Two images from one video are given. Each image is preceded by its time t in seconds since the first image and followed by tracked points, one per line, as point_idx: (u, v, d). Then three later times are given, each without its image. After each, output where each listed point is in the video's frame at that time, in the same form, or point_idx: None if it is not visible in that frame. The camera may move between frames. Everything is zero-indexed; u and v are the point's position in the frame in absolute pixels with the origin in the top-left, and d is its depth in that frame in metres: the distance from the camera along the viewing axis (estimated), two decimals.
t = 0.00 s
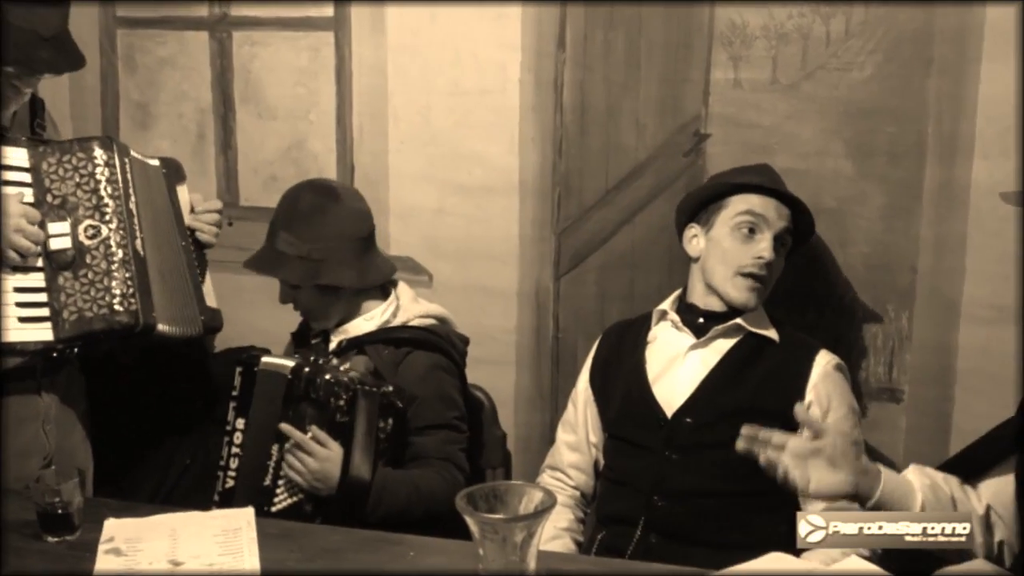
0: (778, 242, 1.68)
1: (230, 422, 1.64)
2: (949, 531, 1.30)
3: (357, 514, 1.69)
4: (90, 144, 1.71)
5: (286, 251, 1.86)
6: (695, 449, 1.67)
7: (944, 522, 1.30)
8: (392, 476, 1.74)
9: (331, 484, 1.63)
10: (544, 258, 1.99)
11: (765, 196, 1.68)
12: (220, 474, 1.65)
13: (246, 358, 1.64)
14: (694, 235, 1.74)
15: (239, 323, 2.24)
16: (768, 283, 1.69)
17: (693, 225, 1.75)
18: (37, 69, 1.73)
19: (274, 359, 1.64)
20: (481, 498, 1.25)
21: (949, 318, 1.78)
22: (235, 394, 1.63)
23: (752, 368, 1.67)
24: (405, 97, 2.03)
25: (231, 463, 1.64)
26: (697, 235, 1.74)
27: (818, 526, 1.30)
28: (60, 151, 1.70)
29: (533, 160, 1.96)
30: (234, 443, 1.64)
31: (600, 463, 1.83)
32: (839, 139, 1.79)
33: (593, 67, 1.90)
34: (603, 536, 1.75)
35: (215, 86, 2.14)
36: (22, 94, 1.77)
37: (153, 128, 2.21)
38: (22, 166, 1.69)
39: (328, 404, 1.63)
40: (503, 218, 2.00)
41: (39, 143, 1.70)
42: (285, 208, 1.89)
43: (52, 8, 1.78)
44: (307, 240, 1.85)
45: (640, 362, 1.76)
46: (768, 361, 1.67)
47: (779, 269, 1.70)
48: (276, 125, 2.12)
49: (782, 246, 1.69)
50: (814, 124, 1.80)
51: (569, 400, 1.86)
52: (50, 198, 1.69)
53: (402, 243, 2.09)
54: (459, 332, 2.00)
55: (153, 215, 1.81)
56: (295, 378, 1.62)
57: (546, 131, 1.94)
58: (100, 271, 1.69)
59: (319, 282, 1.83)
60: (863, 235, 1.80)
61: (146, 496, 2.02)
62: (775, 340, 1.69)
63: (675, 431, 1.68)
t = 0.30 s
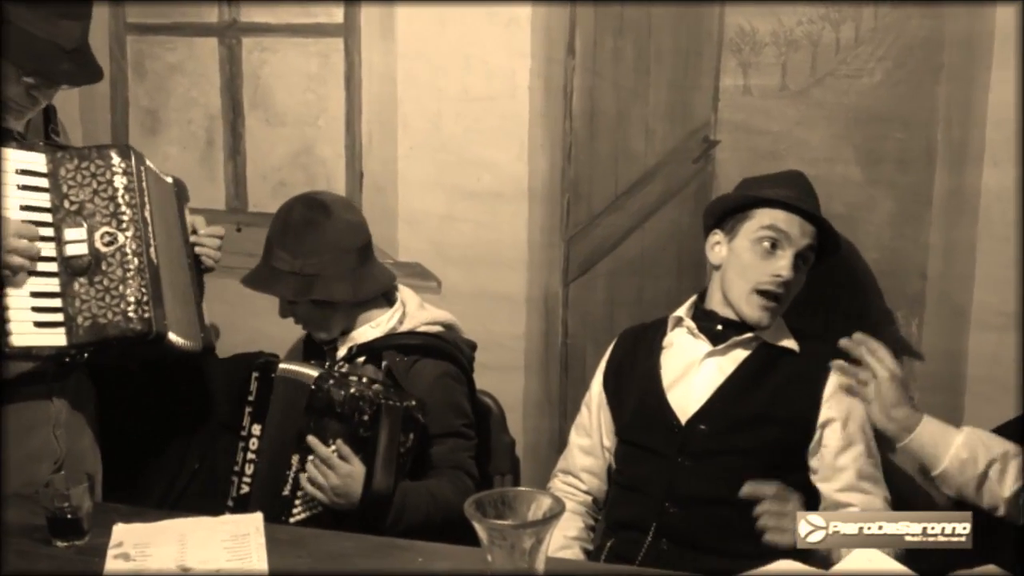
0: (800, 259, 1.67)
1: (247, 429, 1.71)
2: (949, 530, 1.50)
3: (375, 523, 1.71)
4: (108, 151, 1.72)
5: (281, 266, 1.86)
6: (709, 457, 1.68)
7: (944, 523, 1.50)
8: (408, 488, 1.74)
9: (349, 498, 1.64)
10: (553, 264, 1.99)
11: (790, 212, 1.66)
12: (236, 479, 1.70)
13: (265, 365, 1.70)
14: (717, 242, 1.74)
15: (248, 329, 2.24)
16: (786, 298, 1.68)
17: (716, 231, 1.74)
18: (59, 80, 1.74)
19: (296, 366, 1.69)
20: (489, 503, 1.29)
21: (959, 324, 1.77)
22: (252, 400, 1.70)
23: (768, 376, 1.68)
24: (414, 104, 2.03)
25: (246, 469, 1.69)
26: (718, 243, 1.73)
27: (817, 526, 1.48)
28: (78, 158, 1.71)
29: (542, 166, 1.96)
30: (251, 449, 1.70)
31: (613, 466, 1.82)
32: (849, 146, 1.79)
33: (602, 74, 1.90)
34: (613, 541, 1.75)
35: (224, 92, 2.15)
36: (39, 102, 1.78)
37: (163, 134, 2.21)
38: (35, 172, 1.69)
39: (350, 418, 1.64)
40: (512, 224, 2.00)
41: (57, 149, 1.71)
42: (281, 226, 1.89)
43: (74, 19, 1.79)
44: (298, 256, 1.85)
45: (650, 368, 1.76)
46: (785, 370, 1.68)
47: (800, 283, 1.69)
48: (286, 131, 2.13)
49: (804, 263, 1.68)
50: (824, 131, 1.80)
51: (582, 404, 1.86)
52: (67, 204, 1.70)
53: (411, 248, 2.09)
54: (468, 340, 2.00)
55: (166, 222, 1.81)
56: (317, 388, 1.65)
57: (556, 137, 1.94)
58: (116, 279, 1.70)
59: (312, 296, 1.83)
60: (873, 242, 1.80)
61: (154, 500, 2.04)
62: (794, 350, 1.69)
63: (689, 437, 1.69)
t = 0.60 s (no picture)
0: (811, 271, 1.67)
1: (252, 436, 1.75)
2: (948, 531, 1.54)
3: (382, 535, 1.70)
4: (114, 158, 1.72)
5: (291, 263, 1.87)
6: (717, 463, 1.68)
7: (943, 524, 1.54)
8: (414, 498, 1.74)
9: (355, 511, 1.63)
10: (561, 269, 1.99)
11: (804, 222, 1.66)
12: (241, 485, 1.74)
13: (269, 372, 1.75)
14: (732, 247, 1.74)
15: (255, 334, 2.24)
16: (796, 309, 1.68)
17: (732, 236, 1.75)
18: (70, 90, 1.75)
19: (305, 371, 1.70)
20: (498, 509, 1.31)
21: (968, 331, 1.77)
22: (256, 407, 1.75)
23: (775, 383, 1.68)
24: (423, 110, 2.03)
25: (251, 476, 1.74)
26: (733, 248, 1.74)
27: (817, 526, 1.50)
28: (84, 164, 1.72)
29: (550, 171, 1.96)
30: (256, 456, 1.74)
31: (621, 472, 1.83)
32: (857, 151, 1.79)
33: (611, 82, 1.89)
34: (620, 548, 1.74)
35: (233, 97, 2.15)
36: (52, 111, 1.79)
37: (171, 139, 2.21)
38: (43, 179, 1.70)
39: (356, 428, 1.64)
40: (520, 229, 2.00)
41: (64, 155, 1.72)
42: (291, 226, 1.90)
43: (88, 28, 1.80)
44: (307, 256, 1.86)
45: (658, 374, 1.76)
46: (793, 377, 1.68)
47: (811, 295, 1.69)
48: (294, 136, 2.13)
49: (816, 276, 1.68)
50: (832, 137, 1.80)
51: (591, 408, 1.86)
52: (73, 211, 1.71)
53: (419, 253, 2.10)
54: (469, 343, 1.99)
55: (181, 231, 1.81)
56: (324, 397, 1.66)
57: (564, 143, 1.94)
58: (120, 285, 1.71)
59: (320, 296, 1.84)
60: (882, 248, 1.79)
61: (162, 508, 2.02)
62: (802, 357, 1.70)
63: (697, 443, 1.68)
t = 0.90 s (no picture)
0: (829, 267, 1.67)
1: (255, 440, 1.69)
2: (950, 530, 1.56)
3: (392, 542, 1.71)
4: (122, 162, 1.73)
5: (341, 242, 1.88)
6: (728, 468, 1.67)
7: (946, 523, 1.56)
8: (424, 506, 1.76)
9: (365, 523, 1.64)
10: (572, 275, 1.99)
11: (821, 219, 1.67)
12: (247, 492, 1.69)
13: (273, 378, 1.69)
14: (748, 249, 1.74)
15: (266, 339, 2.24)
16: (813, 306, 1.68)
17: (747, 239, 1.74)
18: (77, 90, 1.75)
19: (315, 379, 1.67)
20: (506, 516, 1.32)
21: (979, 337, 1.77)
22: (259, 412, 1.69)
23: (788, 390, 1.67)
24: (433, 116, 2.03)
25: (257, 481, 1.68)
26: (749, 249, 1.73)
27: (818, 526, 1.55)
28: (93, 168, 1.72)
29: (560, 177, 1.96)
30: (261, 462, 1.68)
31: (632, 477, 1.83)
32: (868, 157, 1.79)
33: (621, 88, 1.89)
34: (630, 554, 1.75)
35: (244, 103, 2.16)
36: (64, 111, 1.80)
37: (183, 144, 2.22)
38: (54, 183, 1.70)
39: (367, 440, 1.65)
40: (530, 235, 2.00)
41: (74, 159, 1.73)
42: (340, 205, 1.92)
43: (91, 27, 1.80)
44: (357, 239, 1.88)
45: (670, 379, 1.76)
46: (806, 383, 1.67)
47: (827, 294, 1.69)
48: (305, 142, 2.14)
49: (833, 273, 1.68)
50: (843, 142, 1.79)
51: (602, 414, 1.86)
52: (83, 215, 1.72)
53: (429, 259, 2.10)
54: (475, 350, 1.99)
55: (192, 233, 1.81)
56: (335, 407, 1.65)
57: (574, 148, 1.94)
58: (130, 289, 1.71)
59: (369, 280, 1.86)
60: (894, 254, 1.79)
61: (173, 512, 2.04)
62: (816, 361, 1.68)
63: (708, 447, 1.68)
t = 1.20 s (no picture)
0: (837, 272, 1.67)
1: (264, 445, 1.71)
2: (948, 531, 1.57)
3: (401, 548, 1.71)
4: (130, 166, 1.73)
5: (374, 242, 1.89)
6: (737, 475, 1.67)
7: (943, 524, 1.57)
8: (434, 514, 1.75)
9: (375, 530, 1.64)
10: (581, 280, 1.99)
11: (829, 224, 1.67)
12: (255, 496, 1.71)
13: (279, 382, 1.71)
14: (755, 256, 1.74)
15: (274, 344, 2.25)
16: (821, 312, 1.68)
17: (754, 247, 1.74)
18: (85, 92, 1.75)
19: (325, 385, 1.68)
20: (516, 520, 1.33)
21: (989, 343, 1.76)
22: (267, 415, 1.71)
23: (798, 396, 1.67)
24: (442, 121, 2.04)
25: (265, 486, 1.70)
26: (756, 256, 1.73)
27: (817, 527, 1.60)
28: (101, 173, 1.73)
29: (569, 182, 1.96)
30: (268, 466, 1.71)
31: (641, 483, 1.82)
32: (877, 163, 1.79)
33: (630, 94, 1.90)
34: (638, 559, 1.74)
35: (254, 108, 2.16)
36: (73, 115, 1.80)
37: (192, 149, 2.22)
38: (61, 188, 1.70)
39: (376, 448, 1.63)
40: (539, 240, 2.01)
41: (83, 163, 1.73)
42: (369, 204, 1.93)
43: (97, 30, 1.81)
44: (390, 240, 1.89)
45: (678, 385, 1.75)
46: (814, 390, 1.67)
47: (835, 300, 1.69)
48: (315, 147, 2.14)
49: (840, 279, 1.68)
50: (852, 148, 1.79)
51: (610, 420, 1.86)
52: (92, 220, 1.72)
53: (438, 264, 2.10)
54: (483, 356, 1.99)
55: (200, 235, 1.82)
56: (345, 413, 1.65)
57: (584, 154, 1.94)
58: (138, 294, 1.72)
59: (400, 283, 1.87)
60: (903, 260, 1.79)
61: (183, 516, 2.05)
62: (826, 368, 1.69)
63: (717, 454, 1.68)
